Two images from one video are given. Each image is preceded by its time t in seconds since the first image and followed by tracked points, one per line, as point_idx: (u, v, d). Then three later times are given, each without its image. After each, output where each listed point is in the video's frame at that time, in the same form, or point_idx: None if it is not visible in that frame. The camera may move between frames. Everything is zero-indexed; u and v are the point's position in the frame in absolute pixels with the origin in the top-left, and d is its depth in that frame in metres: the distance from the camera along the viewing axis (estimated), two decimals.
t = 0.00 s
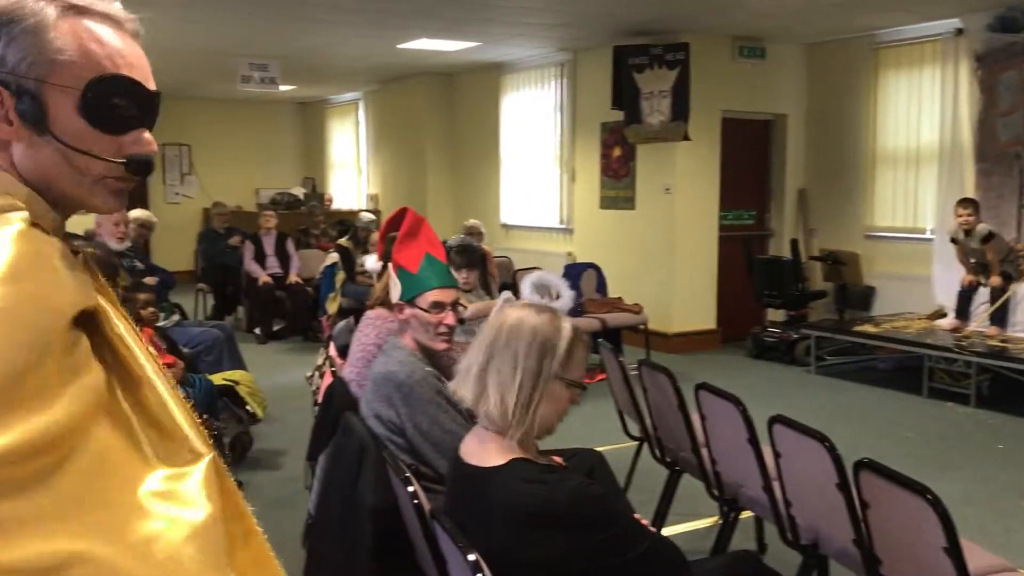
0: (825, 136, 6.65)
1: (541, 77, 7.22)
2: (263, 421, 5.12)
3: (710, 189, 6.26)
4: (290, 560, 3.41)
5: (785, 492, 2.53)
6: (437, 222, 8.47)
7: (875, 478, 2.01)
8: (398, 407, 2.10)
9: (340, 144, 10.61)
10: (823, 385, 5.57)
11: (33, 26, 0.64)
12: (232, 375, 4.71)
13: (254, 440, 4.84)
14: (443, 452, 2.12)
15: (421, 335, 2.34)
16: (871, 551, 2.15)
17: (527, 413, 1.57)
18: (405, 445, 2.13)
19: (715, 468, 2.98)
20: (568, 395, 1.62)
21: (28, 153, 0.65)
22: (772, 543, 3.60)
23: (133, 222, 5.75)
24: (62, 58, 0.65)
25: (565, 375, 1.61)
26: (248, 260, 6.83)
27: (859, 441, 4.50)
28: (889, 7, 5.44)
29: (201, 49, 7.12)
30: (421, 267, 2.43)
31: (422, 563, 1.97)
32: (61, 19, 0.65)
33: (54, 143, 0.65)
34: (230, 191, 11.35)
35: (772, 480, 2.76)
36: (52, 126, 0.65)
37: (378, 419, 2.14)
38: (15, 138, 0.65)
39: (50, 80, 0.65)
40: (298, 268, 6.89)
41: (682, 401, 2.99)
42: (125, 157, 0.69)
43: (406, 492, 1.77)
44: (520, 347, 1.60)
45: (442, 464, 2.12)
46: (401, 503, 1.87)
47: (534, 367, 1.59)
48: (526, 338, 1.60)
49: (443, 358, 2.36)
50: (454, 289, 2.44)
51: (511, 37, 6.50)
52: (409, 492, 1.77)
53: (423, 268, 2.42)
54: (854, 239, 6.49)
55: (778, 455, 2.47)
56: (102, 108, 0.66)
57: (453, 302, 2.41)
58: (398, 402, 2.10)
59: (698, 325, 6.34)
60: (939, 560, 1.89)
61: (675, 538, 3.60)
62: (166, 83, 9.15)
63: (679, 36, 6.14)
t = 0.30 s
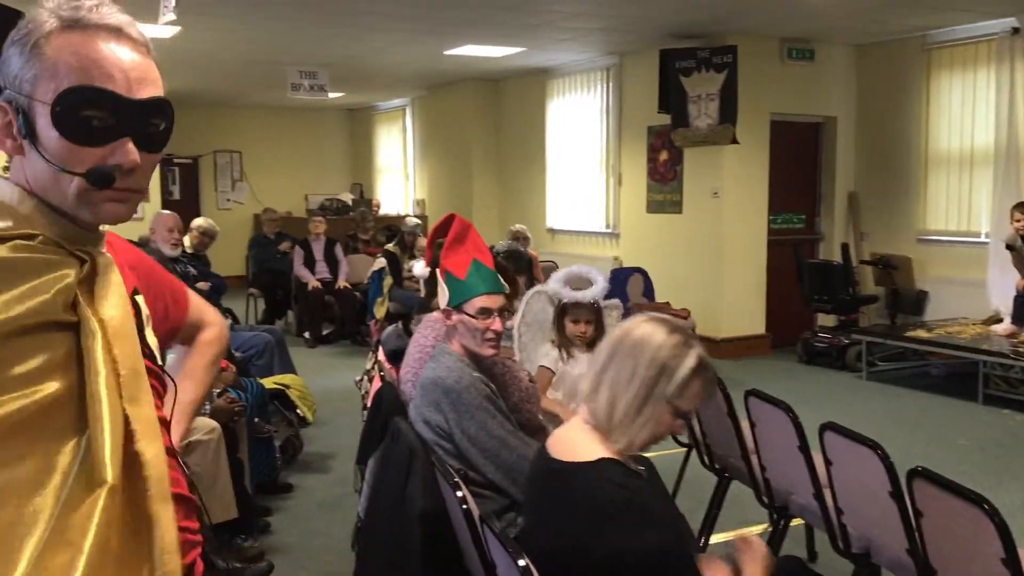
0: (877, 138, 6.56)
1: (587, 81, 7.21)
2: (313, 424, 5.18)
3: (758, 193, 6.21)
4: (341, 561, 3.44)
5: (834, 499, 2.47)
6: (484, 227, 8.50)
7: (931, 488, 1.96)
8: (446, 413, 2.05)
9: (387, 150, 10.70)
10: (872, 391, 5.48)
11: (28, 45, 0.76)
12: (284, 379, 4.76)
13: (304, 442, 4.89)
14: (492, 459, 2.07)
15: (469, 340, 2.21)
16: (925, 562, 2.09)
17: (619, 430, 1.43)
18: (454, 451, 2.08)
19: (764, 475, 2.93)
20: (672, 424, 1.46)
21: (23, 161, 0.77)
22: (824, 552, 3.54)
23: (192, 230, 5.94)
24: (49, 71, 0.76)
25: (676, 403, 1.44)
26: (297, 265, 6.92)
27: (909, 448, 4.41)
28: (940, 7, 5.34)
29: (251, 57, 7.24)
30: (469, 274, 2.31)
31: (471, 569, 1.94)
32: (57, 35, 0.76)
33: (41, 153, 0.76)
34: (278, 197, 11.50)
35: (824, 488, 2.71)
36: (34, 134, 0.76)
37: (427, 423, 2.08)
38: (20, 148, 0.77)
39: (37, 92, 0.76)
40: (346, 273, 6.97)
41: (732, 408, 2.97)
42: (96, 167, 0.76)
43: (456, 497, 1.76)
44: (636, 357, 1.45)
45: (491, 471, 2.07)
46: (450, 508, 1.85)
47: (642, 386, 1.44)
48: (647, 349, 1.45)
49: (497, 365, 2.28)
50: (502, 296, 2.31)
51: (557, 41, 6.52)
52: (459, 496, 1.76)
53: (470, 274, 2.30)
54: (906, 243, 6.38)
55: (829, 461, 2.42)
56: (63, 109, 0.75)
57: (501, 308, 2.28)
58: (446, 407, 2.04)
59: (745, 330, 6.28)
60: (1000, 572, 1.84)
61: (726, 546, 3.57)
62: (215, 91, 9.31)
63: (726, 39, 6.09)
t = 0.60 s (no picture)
0: (911, 144, 6.48)
1: (617, 88, 7.20)
2: (345, 431, 5.20)
3: (791, 200, 6.15)
4: (375, 569, 3.45)
5: (869, 510, 2.44)
6: (515, 234, 8.51)
7: (970, 500, 1.92)
8: (478, 421, 2.04)
9: (418, 158, 10.75)
10: (907, 400, 5.40)
11: (70, 68, 0.86)
12: (313, 387, 4.66)
13: (336, 449, 4.92)
14: (523, 466, 2.06)
15: (501, 348, 2.17)
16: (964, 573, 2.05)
17: (744, 445, 1.33)
18: (485, 458, 2.09)
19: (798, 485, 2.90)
20: (793, 446, 1.36)
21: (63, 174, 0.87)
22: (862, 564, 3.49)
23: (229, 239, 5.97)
24: (91, 93, 0.86)
25: (801, 426, 1.34)
26: (329, 273, 6.97)
27: (947, 458, 4.35)
28: (976, 11, 5.27)
29: (283, 66, 7.31)
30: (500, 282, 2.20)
31: None
32: (98, 57, 0.86)
33: (84, 169, 0.86)
34: (309, 204, 11.59)
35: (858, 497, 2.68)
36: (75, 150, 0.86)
37: (458, 431, 2.08)
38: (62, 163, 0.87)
39: (80, 113, 0.86)
40: (377, 280, 7.00)
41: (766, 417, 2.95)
42: (135, 183, 0.86)
43: (489, 505, 1.76)
44: (766, 370, 1.35)
45: (522, 478, 2.07)
46: (483, 517, 1.84)
47: (773, 402, 1.34)
48: (777, 365, 1.35)
49: (532, 374, 2.24)
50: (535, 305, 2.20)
51: (589, 49, 6.52)
52: (491, 504, 1.76)
53: (502, 282, 2.19)
54: (942, 250, 6.29)
55: (863, 472, 2.37)
56: (103, 122, 0.85)
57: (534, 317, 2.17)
58: (478, 416, 2.03)
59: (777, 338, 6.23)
60: None
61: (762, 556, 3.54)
62: (246, 100, 9.41)
63: (758, 45, 6.05)
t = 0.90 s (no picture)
0: (929, 148, 6.44)
1: (633, 92, 7.19)
2: (359, 434, 5.22)
3: (807, 203, 6.12)
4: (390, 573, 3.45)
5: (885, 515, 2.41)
6: (530, 237, 8.51)
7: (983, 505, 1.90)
8: (493, 425, 2.03)
9: (432, 161, 10.78)
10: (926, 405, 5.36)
11: (253, 134, 0.83)
12: (330, 389, 4.71)
13: (352, 452, 4.93)
14: (539, 471, 2.05)
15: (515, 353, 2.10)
16: None
17: (883, 484, 1.35)
18: (500, 462, 2.07)
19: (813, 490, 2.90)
20: (926, 490, 1.37)
21: (189, 216, 0.83)
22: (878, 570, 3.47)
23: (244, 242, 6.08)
24: (259, 160, 0.83)
25: (941, 475, 1.34)
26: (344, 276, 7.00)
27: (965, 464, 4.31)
28: (994, 13, 5.23)
29: (299, 71, 7.35)
30: (516, 286, 2.12)
31: None
32: (278, 132, 0.84)
33: (226, 222, 0.84)
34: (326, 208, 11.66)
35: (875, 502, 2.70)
36: (229, 211, 0.83)
37: (473, 435, 2.07)
38: (196, 205, 0.83)
39: (243, 174, 0.83)
40: (392, 284, 7.02)
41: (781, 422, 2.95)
42: (267, 250, 0.87)
43: (502, 509, 1.75)
44: (914, 415, 1.35)
45: (537, 483, 2.06)
46: (495, 521, 1.82)
47: (920, 450, 1.34)
48: (925, 413, 1.35)
49: (556, 386, 2.17)
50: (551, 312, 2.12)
51: (603, 53, 6.52)
52: (504, 508, 1.75)
53: (518, 287, 2.11)
54: (960, 254, 6.24)
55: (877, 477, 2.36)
56: (275, 210, 0.85)
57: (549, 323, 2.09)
58: (492, 420, 2.02)
59: (793, 342, 6.19)
60: None
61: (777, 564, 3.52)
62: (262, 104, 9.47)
63: (775, 48, 6.02)
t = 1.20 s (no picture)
0: (917, 151, 6.47)
1: (623, 94, 7.22)
2: (349, 436, 5.21)
3: (796, 205, 6.15)
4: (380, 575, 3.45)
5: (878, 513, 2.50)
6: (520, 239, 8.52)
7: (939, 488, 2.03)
8: (483, 427, 2.04)
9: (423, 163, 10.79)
10: (914, 407, 5.38)
11: (388, 167, 0.80)
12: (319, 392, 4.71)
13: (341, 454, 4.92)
14: (529, 474, 2.06)
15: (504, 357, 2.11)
16: None
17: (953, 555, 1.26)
18: (490, 464, 2.09)
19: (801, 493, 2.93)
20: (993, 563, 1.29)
21: (317, 241, 0.79)
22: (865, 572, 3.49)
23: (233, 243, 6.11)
24: (390, 190, 0.80)
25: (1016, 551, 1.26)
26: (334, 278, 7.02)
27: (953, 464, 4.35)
28: (982, 16, 5.27)
29: (289, 72, 7.34)
30: (510, 291, 2.12)
31: None
32: (407, 164, 0.82)
33: (351, 250, 0.80)
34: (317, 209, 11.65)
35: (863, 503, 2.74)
36: (358, 242, 0.80)
37: (463, 437, 2.09)
38: (323, 232, 0.79)
39: (371, 203, 0.80)
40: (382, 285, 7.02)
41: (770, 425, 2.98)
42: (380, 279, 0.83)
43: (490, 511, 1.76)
44: (985, 478, 1.27)
45: (528, 485, 2.07)
46: (484, 522, 1.83)
47: (989, 517, 1.25)
48: (999, 479, 1.26)
49: (545, 387, 2.18)
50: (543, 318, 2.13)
51: (593, 55, 6.53)
52: (493, 509, 1.76)
53: (511, 291, 2.10)
54: (948, 256, 6.28)
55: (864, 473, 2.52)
56: (399, 252, 0.83)
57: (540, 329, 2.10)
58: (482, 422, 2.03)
59: (783, 343, 6.22)
60: None
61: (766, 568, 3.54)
62: (253, 106, 9.46)
63: (763, 51, 6.05)
